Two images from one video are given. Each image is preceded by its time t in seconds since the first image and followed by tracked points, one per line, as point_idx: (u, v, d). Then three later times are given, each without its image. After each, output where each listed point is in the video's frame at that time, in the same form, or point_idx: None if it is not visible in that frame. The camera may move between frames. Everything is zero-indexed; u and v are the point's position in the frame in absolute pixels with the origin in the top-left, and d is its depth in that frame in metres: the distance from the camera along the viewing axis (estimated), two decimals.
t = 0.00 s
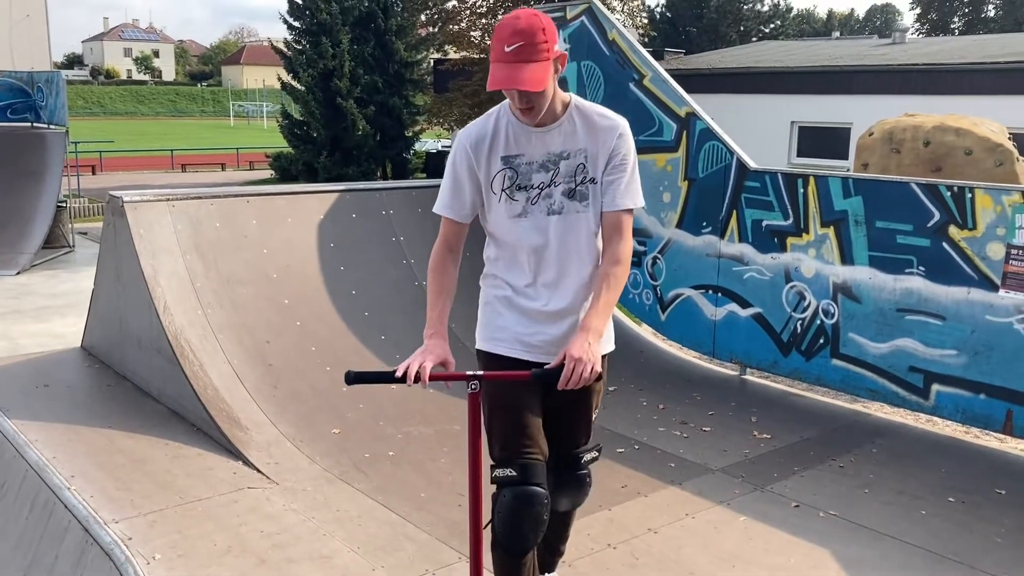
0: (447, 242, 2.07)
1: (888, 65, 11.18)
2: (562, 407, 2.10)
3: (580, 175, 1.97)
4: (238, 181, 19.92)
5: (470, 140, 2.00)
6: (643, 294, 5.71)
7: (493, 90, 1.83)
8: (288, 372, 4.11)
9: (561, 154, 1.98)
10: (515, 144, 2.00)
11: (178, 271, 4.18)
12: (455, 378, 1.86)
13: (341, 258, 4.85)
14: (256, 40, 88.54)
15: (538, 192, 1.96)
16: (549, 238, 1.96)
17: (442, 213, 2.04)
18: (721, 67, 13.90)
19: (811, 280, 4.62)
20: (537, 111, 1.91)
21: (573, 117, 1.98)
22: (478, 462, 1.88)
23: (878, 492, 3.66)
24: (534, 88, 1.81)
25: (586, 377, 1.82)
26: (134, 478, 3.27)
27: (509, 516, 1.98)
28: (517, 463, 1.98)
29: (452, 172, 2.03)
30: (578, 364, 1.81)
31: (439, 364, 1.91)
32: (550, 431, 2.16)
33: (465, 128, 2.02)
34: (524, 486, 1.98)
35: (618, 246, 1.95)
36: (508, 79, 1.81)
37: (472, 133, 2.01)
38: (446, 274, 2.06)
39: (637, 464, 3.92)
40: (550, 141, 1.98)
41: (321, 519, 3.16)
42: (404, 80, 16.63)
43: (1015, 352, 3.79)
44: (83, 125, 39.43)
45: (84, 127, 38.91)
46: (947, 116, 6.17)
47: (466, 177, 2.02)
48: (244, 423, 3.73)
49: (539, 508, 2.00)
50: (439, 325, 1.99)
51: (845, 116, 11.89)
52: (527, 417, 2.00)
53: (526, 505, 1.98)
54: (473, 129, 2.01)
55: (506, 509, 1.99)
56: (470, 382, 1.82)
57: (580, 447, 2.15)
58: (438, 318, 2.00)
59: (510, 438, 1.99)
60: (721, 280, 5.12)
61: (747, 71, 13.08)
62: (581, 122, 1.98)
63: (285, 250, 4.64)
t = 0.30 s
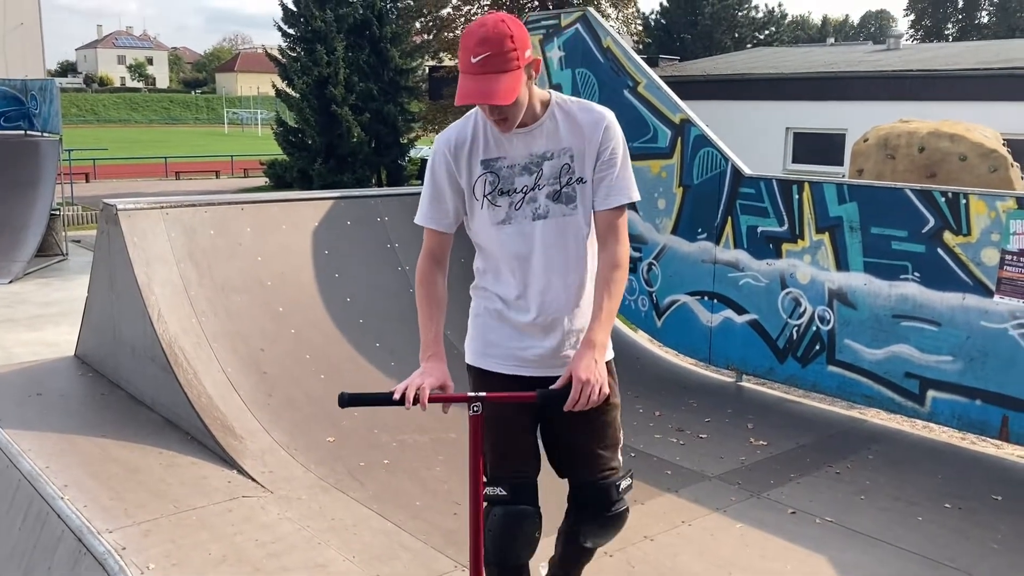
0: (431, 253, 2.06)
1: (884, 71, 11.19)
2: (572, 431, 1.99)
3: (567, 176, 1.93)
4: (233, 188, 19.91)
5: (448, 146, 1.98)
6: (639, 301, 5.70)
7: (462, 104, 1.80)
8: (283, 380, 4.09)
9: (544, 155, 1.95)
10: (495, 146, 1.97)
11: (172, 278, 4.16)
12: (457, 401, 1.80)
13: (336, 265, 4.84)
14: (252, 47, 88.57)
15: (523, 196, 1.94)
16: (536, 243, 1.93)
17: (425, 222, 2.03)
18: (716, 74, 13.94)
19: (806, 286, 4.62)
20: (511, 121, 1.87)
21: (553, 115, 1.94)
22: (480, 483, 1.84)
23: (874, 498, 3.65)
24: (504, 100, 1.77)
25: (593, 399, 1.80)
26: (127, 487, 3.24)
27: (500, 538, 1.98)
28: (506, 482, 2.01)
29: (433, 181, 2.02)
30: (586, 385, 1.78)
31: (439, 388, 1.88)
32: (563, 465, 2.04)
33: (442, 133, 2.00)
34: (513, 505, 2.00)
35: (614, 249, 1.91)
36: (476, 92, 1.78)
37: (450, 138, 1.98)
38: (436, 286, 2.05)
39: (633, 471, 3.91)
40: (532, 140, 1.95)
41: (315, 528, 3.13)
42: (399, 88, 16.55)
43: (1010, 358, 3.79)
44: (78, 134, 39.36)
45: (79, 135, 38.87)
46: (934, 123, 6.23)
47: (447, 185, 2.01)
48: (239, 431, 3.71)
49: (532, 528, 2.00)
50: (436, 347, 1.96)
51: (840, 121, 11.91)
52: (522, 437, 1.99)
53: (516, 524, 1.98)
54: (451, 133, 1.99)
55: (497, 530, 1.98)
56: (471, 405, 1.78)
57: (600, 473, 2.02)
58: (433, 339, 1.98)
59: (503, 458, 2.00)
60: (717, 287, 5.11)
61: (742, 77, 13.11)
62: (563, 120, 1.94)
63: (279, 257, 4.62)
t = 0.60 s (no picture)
0: (433, 255, 1.99)
1: (877, 78, 11.24)
2: (570, 441, 1.97)
3: (574, 180, 1.88)
4: (228, 194, 19.93)
5: (454, 145, 1.92)
6: (634, 306, 5.69)
7: (471, 104, 1.76)
8: (277, 387, 4.07)
9: (551, 157, 1.89)
10: (502, 147, 1.91)
11: (166, 285, 4.15)
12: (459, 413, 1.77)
13: (331, 271, 4.82)
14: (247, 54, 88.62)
15: (527, 199, 1.88)
16: (539, 247, 1.87)
17: (429, 224, 1.98)
18: (710, 80, 13.98)
19: (801, 291, 4.62)
20: (519, 122, 1.83)
21: (563, 117, 1.89)
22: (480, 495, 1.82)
23: (870, 503, 3.65)
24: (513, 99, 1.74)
25: (597, 410, 1.77)
26: (120, 494, 3.22)
27: (496, 546, 1.97)
28: (501, 490, 2.00)
29: (437, 179, 1.96)
30: (590, 399, 1.76)
31: (438, 400, 1.82)
32: (561, 475, 2.01)
33: (448, 132, 1.94)
34: (509, 513, 1.99)
35: (622, 256, 1.87)
36: (484, 91, 1.74)
37: (456, 137, 1.93)
38: (437, 292, 1.98)
39: (629, 477, 3.90)
40: (540, 142, 1.89)
41: (310, 535, 3.12)
42: (394, 95, 16.60)
43: (1004, 363, 3.79)
44: (72, 140, 39.39)
45: (73, 142, 38.90)
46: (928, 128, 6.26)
47: (451, 185, 1.95)
48: (233, 438, 3.69)
49: (528, 534, 1.99)
50: (438, 355, 1.90)
51: (834, 127, 11.95)
52: (518, 446, 1.97)
53: (511, 532, 1.98)
54: (457, 132, 1.93)
55: (493, 539, 1.98)
56: (472, 417, 1.75)
57: (599, 480, 2.01)
58: (433, 346, 1.91)
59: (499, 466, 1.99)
60: (712, 292, 5.12)
61: (736, 84, 13.15)
62: (572, 122, 1.89)
63: (274, 264, 4.61)
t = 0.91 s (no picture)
0: (439, 262, 1.95)
1: (871, 83, 11.27)
2: (565, 443, 1.95)
3: (580, 185, 1.84)
4: (224, 200, 19.90)
5: (459, 149, 1.87)
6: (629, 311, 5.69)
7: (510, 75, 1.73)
8: (271, 393, 4.06)
9: (558, 162, 1.85)
10: (509, 151, 1.86)
11: (160, 290, 4.13)
12: (461, 419, 1.75)
13: (325, 277, 4.81)
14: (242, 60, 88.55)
15: (533, 205, 1.84)
16: (543, 253, 1.84)
17: (433, 231, 1.93)
18: (705, 85, 14.01)
19: (796, 296, 4.63)
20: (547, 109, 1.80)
21: (573, 121, 1.86)
22: (479, 498, 1.80)
23: (866, 508, 3.64)
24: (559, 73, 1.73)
25: (600, 418, 1.77)
26: (114, 501, 3.20)
27: (487, 548, 1.95)
28: (493, 489, 1.99)
29: (442, 184, 1.91)
30: (592, 406, 1.75)
31: (441, 408, 1.79)
32: (553, 475, 2.01)
33: (454, 139, 1.89)
34: (500, 514, 1.98)
35: (628, 264, 1.87)
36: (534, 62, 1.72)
37: (461, 142, 1.88)
38: (443, 300, 1.94)
39: (624, 482, 3.89)
40: (547, 146, 1.85)
41: (305, 541, 3.10)
42: (388, 100, 16.70)
43: (999, 367, 3.80)
44: (66, 146, 39.30)
45: (67, 147, 38.84)
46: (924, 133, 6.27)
47: (456, 190, 1.89)
48: (227, 444, 3.68)
49: (518, 535, 1.98)
50: (441, 361, 1.89)
51: (828, 132, 11.98)
52: (511, 447, 1.97)
53: (503, 532, 1.96)
54: (463, 140, 1.88)
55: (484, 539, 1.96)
56: (475, 424, 1.73)
57: (591, 482, 2.00)
58: (437, 354, 1.89)
59: (491, 467, 1.98)
60: (707, 297, 5.12)
61: (730, 89, 13.18)
62: (580, 127, 1.86)
63: (268, 270, 4.60)
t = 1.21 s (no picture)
0: (443, 263, 1.93)
1: (865, 86, 11.31)
2: (565, 448, 1.95)
3: (584, 188, 1.84)
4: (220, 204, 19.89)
5: (463, 149, 1.87)
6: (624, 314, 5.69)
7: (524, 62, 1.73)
8: (267, 397, 4.05)
9: (563, 164, 1.85)
10: (513, 152, 1.86)
11: (155, 294, 4.12)
12: (464, 423, 1.74)
13: (321, 280, 4.81)
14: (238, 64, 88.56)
15: (538, 207, 1.83)
16: (546, 256, 1.83)
17: (436, 232, 1.91)
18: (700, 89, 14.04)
19: (792, 299, 4.63)
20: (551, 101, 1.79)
21: (577, 122, 1.86)
22: (480, 504, 1.80)
23: (862, 511, 3.64)
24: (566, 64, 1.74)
25: (601, 422, 1.76)
26: (109, 506, 3.19)
27: (486, 554, 1.94)
28: (492, 496, 1.99)
29: (446, 186, 1.90)
30: (593, 411, 1.75)
31: (443, 412, 1.79)
32: (553, 480, 2.00)
33: (459, 139, 1.89)
34: (500, 519, 1.97)
35: (631, 269, 1.88)
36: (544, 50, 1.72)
37: (466, 142, 1.87)
38: (445, 302, 1.94)
39: (620, 486, 3.89)
40: (552, 148, 1.85)
41: (300, 546, 3.09)
42: (384, 104, 16.72)
43: (994, 369, 3.80)
44: (61, 150, 39.22)
45: (62, 152, 38.80)
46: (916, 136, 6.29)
47: (460, 192, 1.88)
48: (222, 448, 3.67)
49: (518, 541, 1.97)
50: (444, 365, 1.88)
51: (823, 136, 12.02)
52: (510, 453, 1.96)
53: (503, 539, 1.95)
54: (468, 139, 1.87)
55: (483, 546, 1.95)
56: (476, 428, 1.72)
57: (591, 487, 2.00)
58: (441, 359, 1.88)
59: (491, 473, 1.97)
60: (703, 300, 5.12)
61: (725, 93, 13.22)
62: (583, 129, 1.86)
63: (263, 274, 4.59)
